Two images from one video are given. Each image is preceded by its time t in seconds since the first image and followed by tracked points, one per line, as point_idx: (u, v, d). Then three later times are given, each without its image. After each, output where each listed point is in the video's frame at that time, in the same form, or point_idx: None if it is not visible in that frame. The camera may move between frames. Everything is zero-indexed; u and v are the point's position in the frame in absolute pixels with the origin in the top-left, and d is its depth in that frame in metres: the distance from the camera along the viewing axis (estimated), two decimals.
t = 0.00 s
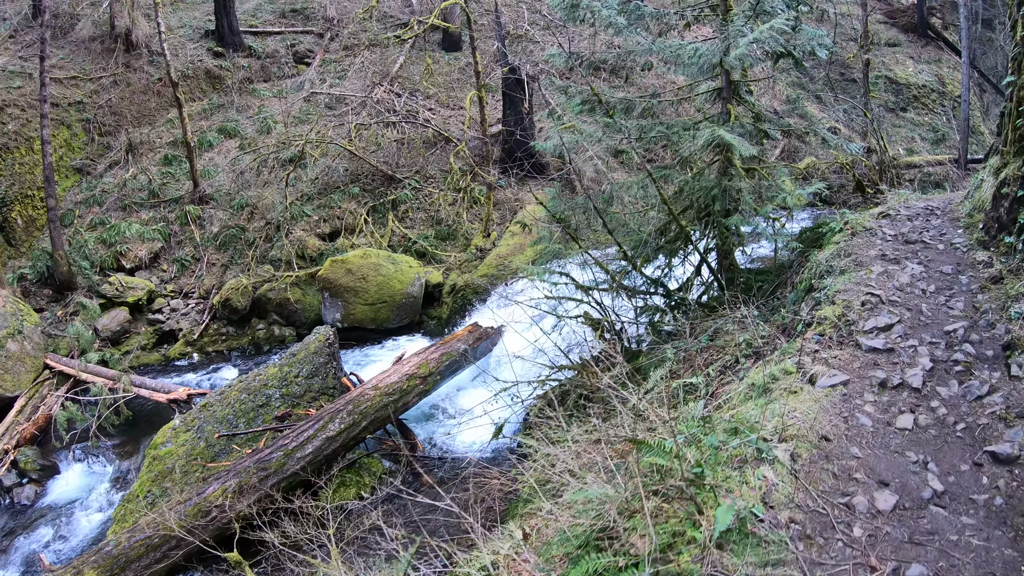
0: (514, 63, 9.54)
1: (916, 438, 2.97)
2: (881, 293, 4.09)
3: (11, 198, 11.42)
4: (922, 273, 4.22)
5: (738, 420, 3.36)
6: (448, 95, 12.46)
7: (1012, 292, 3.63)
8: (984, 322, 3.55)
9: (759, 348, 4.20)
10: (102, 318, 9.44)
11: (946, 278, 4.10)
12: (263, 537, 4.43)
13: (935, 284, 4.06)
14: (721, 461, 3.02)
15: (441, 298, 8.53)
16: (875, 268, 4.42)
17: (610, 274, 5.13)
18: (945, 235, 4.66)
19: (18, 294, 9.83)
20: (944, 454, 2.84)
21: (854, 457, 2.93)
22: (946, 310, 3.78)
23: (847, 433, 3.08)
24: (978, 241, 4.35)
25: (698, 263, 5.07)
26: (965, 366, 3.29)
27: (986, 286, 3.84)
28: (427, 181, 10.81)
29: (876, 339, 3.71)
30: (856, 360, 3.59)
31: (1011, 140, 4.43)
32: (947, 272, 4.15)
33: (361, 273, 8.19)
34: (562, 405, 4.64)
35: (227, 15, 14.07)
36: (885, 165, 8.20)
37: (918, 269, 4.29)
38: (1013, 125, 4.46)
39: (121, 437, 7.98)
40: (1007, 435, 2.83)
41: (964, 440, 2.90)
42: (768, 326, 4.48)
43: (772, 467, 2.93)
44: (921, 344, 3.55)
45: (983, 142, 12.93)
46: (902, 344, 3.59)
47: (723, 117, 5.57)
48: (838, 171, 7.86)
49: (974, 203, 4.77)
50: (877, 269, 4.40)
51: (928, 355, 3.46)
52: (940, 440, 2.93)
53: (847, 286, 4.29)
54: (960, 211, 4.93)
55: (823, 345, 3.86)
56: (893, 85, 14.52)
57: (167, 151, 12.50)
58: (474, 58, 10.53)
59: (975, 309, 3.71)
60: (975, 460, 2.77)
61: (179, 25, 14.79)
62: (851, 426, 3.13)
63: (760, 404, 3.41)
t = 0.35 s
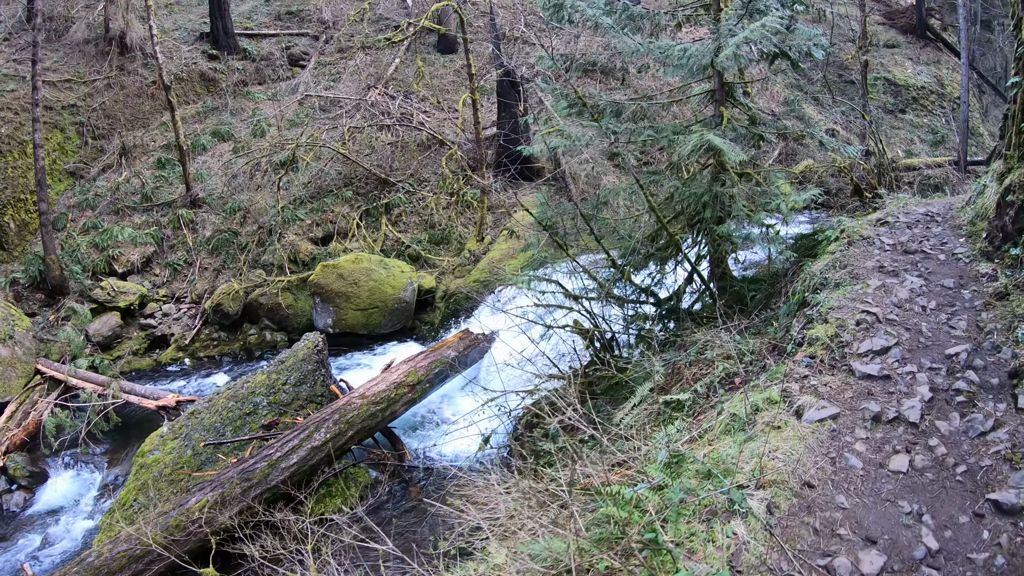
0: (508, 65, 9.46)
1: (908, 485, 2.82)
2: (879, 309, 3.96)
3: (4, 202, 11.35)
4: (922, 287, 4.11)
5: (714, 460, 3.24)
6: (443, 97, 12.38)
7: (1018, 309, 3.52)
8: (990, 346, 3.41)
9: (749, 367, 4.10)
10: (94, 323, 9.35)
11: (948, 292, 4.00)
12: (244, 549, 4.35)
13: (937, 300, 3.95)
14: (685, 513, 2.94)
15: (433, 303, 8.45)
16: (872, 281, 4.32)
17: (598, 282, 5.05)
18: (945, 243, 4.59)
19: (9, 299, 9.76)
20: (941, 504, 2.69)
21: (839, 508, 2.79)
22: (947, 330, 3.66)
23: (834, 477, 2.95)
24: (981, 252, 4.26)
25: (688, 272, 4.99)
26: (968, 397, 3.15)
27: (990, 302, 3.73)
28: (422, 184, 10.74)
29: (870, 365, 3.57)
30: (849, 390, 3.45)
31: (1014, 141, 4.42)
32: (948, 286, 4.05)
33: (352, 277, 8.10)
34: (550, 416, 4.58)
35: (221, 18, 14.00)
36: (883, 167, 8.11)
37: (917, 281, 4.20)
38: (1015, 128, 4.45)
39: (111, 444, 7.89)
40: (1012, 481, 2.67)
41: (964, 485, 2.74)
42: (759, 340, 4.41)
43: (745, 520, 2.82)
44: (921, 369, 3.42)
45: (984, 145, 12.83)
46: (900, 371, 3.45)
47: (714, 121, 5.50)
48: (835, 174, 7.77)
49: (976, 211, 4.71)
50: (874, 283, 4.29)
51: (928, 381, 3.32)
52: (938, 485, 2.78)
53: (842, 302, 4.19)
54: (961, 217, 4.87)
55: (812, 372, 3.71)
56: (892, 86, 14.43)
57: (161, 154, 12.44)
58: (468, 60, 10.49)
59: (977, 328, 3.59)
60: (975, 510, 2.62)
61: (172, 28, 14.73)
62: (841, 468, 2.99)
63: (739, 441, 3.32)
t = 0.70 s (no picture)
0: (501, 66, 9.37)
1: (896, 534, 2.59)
2: (874, 325, 3.76)
3: None
4: (920, 300, 3.91)
5: (682, 503, 3.02)
6: (439, 98, 12.31)
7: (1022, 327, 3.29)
8: (992, 370, 3.16)
9: (737, 378, 4.05)
10: (86, 327, 9.28)
11: (949, 306, 3.79)
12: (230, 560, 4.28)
13: (937, 315, 3.72)
14: (642, 565, 2.71)
15: (427, 306, 8.40)
16: (866, 293, 4.12)
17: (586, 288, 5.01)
18: (946, 251, 4.44)
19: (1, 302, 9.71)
20: (932, 554, 2.47)
21: (816, 562, 2.57)
22: (946, 349, 3.42)
23: (813, 525, 2.73)
24: (983, 261, 4.09)
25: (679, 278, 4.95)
26: (967, 429, 2.91)
27: (993, 318, 3.51)
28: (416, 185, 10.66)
29: (862, 391, 3.32)
30: (837, 419, 3.22)
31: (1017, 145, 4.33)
32: (948, 300, 3.84)
33: (345, 280, 8.03)
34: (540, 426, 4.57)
35: (217, 19, 13.94)
36: (882, 168, 8.01)
37: (915, 292, 4.00)
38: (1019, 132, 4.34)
39: (102, 449, 7.82)
40: (1012, 530, 2.42)
41: (959, 535, 2.50)
42: (748, 353, 4.27)
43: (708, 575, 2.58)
44: (915, 398, 3.17)
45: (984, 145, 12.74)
46: (894, 398, 3.20)
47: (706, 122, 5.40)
48: (832, 176, 7.66)
49: (977, 217, 4.59)
50: (868, 296, 4.09)
51: (923, 410, 3.09)
52: (930, 534, 2.54)
53: (833, 317, 3.98)
54: (961, 223, 4.75)
55: (797, 397, 3.49)
56: (892, 87, 14.32)
57: (155, 156, 12.39)
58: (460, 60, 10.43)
59: (978, 348, 3.36)
60: (971, 563, 2.39)
61: (168, 29, 14.68)
62: (823, 512, 2.77)
63: (713, 479, 3.10)
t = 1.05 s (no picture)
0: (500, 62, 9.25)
1: None
2: (880, 335, 3.60)
3: None
4: (928, 307, 3.78)
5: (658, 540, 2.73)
6: (436, 95, 12.19)
7: None
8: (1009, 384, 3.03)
9: (732, 387, 3.92)
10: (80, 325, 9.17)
11: (959, 314, 3.66)
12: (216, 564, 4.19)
13: (948, 324, 3.58)
14: None
15: (422, 304, 8.30)
16: (870, 300, 3.96)
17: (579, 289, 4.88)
18: (954, 253, 4.33)
19: None
20: None
21: None
22: (958, 363, 3.27)
23: (807, 570, 2.47)
24: (994, 265, 3.96)
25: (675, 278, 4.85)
26: (982, 455, 2.72)
27: (1008, 328, 3.38)
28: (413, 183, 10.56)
29: (866, 410, 3.13)
30: (838, 443, 3.00)
31: None
32: (958, 306, 3.72)
33: (339, 278, 7.93)
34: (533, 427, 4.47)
35: (213, 15, 13.81)
36: (885, 166, 7.89)
37: (923, 299, 3.87)
38: None
39: (94, 449, 7.71)
40: None
41: None
42: (746, 361, 4.13)
43: None
44: (925, 420, 2.97)
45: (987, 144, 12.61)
46: (901, 419, 3.01)
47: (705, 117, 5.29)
48: (835, 174, 7.54)
49: (985, 217, 4.49)
50: (874, 302, 3.94)
51: (935, 432, 2.90)
52: None
53: (836, 326, 3.80)
54: (969, 224, 4.63)
55: (796, 416, 3.28)
56: (894, 84, 14.20)
57: (150, 153, 12.28)
58: (457, 55, 10.30)
59: (991, 360, 3.21)
60: None
61: (164, 26, 14.55)
62: (819, 553, 2.51)
63: (696, 512, 2.83)
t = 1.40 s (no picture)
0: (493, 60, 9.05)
1: None
2: (893, 365, 3.01)
3: None
4: (945, 330, 3.23)
5: None
6: (431, 94, 12.04)
7: None
8: None
9: (726, 411, 3.46)
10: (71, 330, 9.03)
11: (980, 337, 3.12)
12: None
13: (969, 350, 3.04)
14: None
15: (415, 309, 8.13)
16: (881, 320, 3.40)
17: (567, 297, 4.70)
18: (970, 263, 3.85)
19: None
20: None
21: None
22: (981, 400, 2.72)
23: None
24: (1016, 277, 3.46)
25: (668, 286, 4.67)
26: (1013, 524, 2.17)
27: None
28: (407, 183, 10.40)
29: (876, 463, 2.53)
30: (843, 508, 2.40)
31: None
32: (979, 327, 3.18)
33: (329, 282, 7.78)
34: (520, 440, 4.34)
35: (207, 15, 13.69)
36: (888, 166, 7.70)
37: (939, 318, 3.32)
38: None
39: (82, 457, 7.55)
40: None
41: None
42: (742, 381, 3.65)
43: None
44: (945, 479, 2.40)
45: (989, 143, 12.44)
46: (916, 476, 2.44)
47: (703, 116, 5.13)
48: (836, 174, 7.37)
49: (1002, 223, 4.08)
50: (885, 323, 3.37)
51: (956, 492, 2.34)
52: None
53: (843, 353, 3.20)
54: (982, 227, 4.33)
55: (795, 465, 2.69)
56: (894, 82, 14.02)
57: (143, 155, 12.15)
58: (451, 54, 10.16)
59: (1021, 397, 2.67)
60: None
61: (159, 27, 14.44)
62: None
63: None
